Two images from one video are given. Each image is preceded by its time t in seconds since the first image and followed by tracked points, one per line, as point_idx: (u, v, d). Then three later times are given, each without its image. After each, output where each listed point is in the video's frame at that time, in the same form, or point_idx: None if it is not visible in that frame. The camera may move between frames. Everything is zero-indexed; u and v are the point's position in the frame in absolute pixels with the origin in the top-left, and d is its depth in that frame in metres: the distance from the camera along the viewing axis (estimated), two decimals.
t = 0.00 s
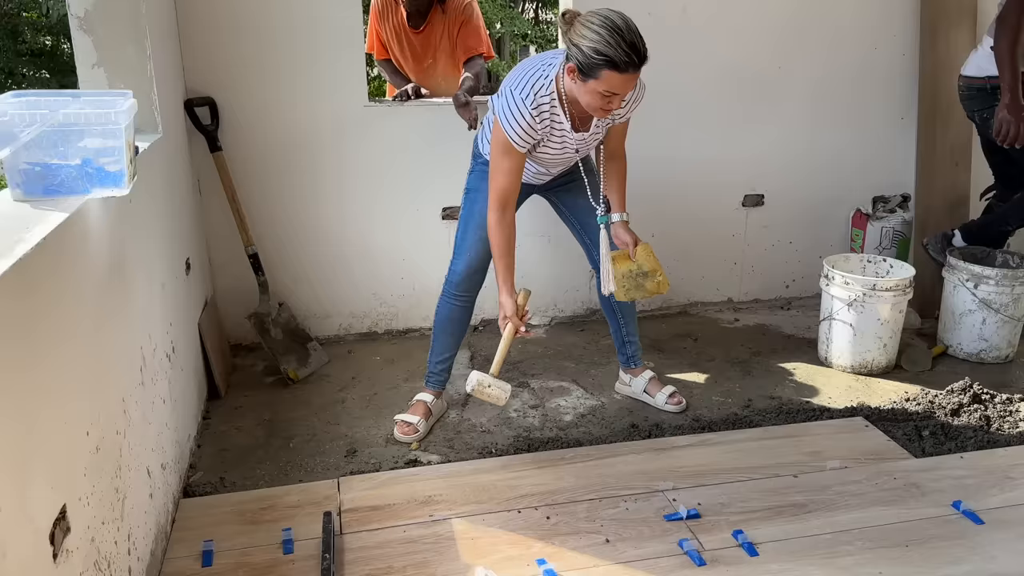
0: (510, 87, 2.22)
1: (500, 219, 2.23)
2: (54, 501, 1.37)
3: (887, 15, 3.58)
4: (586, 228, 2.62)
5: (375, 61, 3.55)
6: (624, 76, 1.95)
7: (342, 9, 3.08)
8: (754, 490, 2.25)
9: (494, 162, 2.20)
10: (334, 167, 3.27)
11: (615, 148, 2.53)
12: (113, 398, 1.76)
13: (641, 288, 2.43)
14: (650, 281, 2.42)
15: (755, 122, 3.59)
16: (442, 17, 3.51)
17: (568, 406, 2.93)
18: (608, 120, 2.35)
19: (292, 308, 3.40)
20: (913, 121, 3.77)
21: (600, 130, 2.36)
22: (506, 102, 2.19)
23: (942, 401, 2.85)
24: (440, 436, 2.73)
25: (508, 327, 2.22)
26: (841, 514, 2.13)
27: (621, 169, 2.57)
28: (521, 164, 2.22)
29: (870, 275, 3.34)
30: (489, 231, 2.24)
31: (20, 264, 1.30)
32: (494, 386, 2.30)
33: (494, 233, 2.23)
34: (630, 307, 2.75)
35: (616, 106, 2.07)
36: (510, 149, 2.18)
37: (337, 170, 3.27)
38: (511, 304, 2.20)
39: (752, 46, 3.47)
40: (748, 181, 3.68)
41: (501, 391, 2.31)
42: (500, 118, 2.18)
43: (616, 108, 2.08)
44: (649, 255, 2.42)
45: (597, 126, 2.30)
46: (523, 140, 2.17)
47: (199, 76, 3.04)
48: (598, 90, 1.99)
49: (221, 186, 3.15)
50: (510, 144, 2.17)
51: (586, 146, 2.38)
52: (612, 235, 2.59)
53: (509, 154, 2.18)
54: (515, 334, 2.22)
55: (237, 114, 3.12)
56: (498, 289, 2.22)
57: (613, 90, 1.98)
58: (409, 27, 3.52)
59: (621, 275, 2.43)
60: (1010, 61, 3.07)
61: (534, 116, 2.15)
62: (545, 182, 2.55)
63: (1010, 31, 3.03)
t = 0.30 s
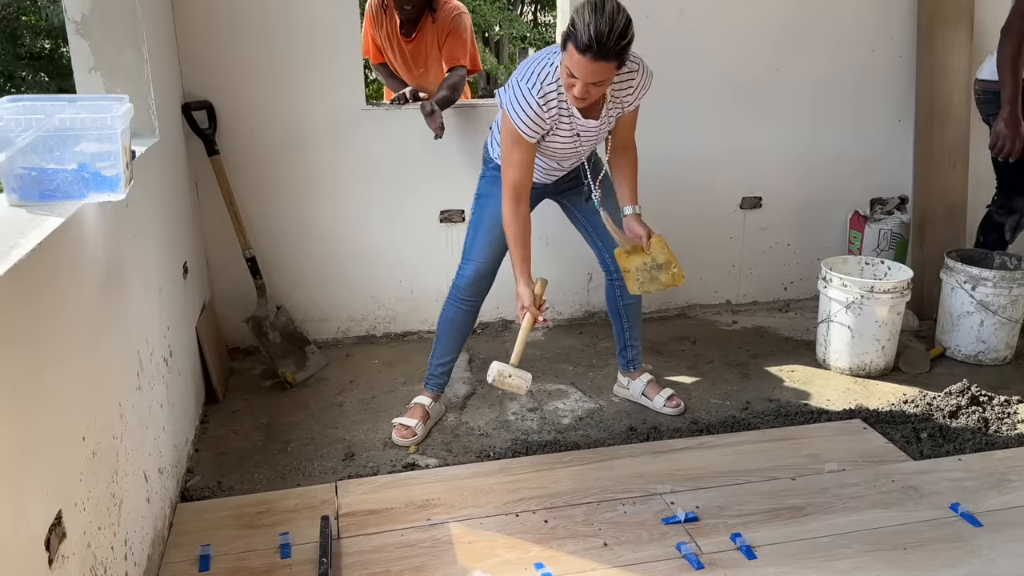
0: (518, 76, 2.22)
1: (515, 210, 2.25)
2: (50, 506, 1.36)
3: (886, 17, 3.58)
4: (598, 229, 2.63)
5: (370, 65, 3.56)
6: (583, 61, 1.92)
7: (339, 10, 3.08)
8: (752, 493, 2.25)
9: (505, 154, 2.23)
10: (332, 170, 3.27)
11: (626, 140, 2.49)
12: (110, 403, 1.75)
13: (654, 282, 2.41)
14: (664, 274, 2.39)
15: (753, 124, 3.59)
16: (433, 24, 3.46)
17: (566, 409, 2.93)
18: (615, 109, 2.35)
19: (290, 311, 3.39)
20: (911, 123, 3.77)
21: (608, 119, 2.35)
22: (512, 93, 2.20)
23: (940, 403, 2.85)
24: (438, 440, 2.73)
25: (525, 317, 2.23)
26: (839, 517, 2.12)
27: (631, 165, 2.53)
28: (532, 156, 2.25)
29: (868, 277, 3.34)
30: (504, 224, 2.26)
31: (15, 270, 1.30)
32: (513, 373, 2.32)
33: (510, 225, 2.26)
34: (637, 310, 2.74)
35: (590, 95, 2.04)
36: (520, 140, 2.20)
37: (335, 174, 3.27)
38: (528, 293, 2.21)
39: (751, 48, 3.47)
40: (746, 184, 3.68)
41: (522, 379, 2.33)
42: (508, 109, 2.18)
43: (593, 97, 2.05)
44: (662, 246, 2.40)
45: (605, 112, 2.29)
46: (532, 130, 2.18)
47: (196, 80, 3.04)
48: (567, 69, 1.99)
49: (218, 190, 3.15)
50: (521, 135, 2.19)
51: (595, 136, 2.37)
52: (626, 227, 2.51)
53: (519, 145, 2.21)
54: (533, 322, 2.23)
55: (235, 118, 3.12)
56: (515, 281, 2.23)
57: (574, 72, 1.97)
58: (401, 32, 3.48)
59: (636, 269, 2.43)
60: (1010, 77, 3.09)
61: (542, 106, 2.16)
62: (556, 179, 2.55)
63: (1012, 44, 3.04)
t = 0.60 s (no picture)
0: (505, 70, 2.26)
1: (506, 202, 2.33)
2: (49, 510, 1.36)
3: (886, 19, 3.58)
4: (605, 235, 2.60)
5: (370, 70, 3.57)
6: (535, 51, 1.94)
7: (338, 13, 3.08)
8: (753, 495, 2.24)
9: (494, 148, 2.30)
10: (332, 172, 3.26)
11: (624, 136, 2.46)
12: (109, 406, 1.75)
13: (650, 281, 2.40)
14: (659, 273, 2.37)
15: (752, 126, 3.59)
16: (428, 31, 3.42)
17: (566, 411, 2.93)
18: (605, 106, 2.33)
19: (290, 314, 3.39)
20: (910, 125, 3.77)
21: (598, 115, 2.35)
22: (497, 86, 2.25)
23: (941, 404, 2.85)
24: (438, 442, 2.73)
25: (513, 311, 2.32)
26: (840, 519, 2.12)
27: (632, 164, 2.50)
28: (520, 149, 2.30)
29: (868, 279, 3.34)
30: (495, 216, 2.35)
31: (14, 273, 1.30)
32: (494, 365, 2.40)
33: (502, 218, 2.33)
34: (641, 314, 2.74)
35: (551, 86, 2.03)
36: (506, 134, 2.26)
37: (334, 177, 3.27)
38: (515, 288, 2.28)
39: (751, 50, 3.47)
40: (746, 186, 3.68)
41: (505, 372, 2.40)
42: (491, 102, 2.23)
43: (555, 88, 2.04)
44: (658, 246, 2.37)
45: (591, 108, 2.29)
46: (513, 124, 2.23)
47: (195, 82, 3.04)
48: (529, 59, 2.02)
49: (218, 193, 3.15)
50: (504, 129, 2.24)
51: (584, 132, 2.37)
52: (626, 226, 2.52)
53: (505, 138, 2.27)
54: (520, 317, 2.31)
55: (234, 120, 3.12)
56: (505, 277, 2.32)
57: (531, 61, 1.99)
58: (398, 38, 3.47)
59: (632, 269, 2.40)
60: None
61: (523, 101, 2.20)
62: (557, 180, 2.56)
63: None
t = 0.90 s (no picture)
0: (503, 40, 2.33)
1: (493, 170, 2.40)
2: (54, 512, 1.36)
3: (889, 21, 3.58)
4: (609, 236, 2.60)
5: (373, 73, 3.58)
6: None
7: (342, 16, 3.09)
8: (757, 497, 2.24)
9: (484, 114, 2.35)
10: (335, 175, 3.27)
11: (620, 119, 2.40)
12: (114, 409, 1.75)
13: (630, 276, 2.36)
14: (640, 268, 2.35)
15: (755, 127, 3.59)
16: (427, 35, 3.40)
17: (569, 413, 2.93)
18: (598, 86, 2.32)
19: (292, 316, 3.39)
20: (913, 126, 3.77)
21: (591, 96, 2.33)
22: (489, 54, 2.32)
23: (944, 406, 2.85)
24: (442, 445, 2.73)
25: (487, 282, 2.36)
26: (844, 521, 2.12)
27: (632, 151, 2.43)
28: (509, 117, 2.36)
29: (871, 280, 3.34)
30: (482, 181, 2.42)
31: (20, 275, 1.30)
32: (460, 333, 2.39)
33: (489, 182, 2.41)
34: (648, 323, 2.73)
35: (517, 40, 2.10)
36: (493, 100, 2.32)
37: (337, 179, 3.28)
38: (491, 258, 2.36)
39: (754, 51, 3.47)
40: (749, 188, 3.68)
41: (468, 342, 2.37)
42: (480, 69, 2.30)
43: (520, 42, 2.11)
44: (642, 241, 2.34)
45: (579, 81, 2.29)
46: (497, 89, 2.29)
47: (198, 85, 3.04)
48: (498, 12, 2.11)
49: (221, 196, 3.15)
50: (490, 93, 2.31)
51: (576, 111, 2.36)
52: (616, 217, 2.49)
53: (492, 103, 2.33)
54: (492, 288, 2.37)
55: (238, 123, 3.13)
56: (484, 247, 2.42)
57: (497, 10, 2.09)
58: (399, 41, 3.47)
59: (614, 262, 2.37)
60: None
61: (507, 65, 2.25)
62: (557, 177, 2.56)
63: None
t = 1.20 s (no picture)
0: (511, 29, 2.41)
1: (495, 155, 2.45)
2: (63, 517, 1.37)
3: (893, 24, 3.59)
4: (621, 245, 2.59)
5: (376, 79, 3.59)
6: None
7: (347, 20, 3.10)
8: (761, 501, 2.24)
9: (489, 97, 2.42)
10: (340, 178, 3.28)
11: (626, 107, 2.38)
12: (120, 413, 1.76)
13: (631, 260, 2.35)
14: (639, 250, 2.34)
15: (758, 130, 3.59)
16: (429, 40, 3.41)
17: (573, 416, 2.93)
18: (598, 69, 2.31)
19: (297, 320, 3.40)
20: (917, 129, 3.77)
21: (592, 79, 2.32)
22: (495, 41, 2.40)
23: (949, 410, 2.84)
24: (446, 448, 2.73)
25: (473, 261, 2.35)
26: (849, 525, 2.12)
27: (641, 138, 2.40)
28: (515, 103, 2.41)
29: (875, 283, 3.34)
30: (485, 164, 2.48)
31: (28, 281, 1.31)
32: (439, 306, 2.34)
33: (491, 165, 2.46)
34: (658, 332, 2.73)
35: (510, 16, 2.15)
36: (497, 85, 2.38)
37: (341, 183, 3.28)
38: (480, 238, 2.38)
39: (758, 54, 3.48)
40: (752, 190, 3.68)
41: (446, 316, 2.30)
42: (485, 53, 2.38)
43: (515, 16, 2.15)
44: (641, 223, 2.34)
45: (576, 60, 2.29)
46: (498, 71, 2.35)
47: (203, 90, 3.05)
48: None
49: (226, 199, 3.16)
50: (491, 76, 2.38)
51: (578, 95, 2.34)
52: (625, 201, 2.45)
53: (496, 89, 2.39)
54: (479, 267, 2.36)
55: (243, 127, 3.14)
56: (478, 230, 2.44)
57: None
58: (402, 46, 3.49)
59: (616, 248, 2.38)
60: None
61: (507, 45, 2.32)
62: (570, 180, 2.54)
63: None
